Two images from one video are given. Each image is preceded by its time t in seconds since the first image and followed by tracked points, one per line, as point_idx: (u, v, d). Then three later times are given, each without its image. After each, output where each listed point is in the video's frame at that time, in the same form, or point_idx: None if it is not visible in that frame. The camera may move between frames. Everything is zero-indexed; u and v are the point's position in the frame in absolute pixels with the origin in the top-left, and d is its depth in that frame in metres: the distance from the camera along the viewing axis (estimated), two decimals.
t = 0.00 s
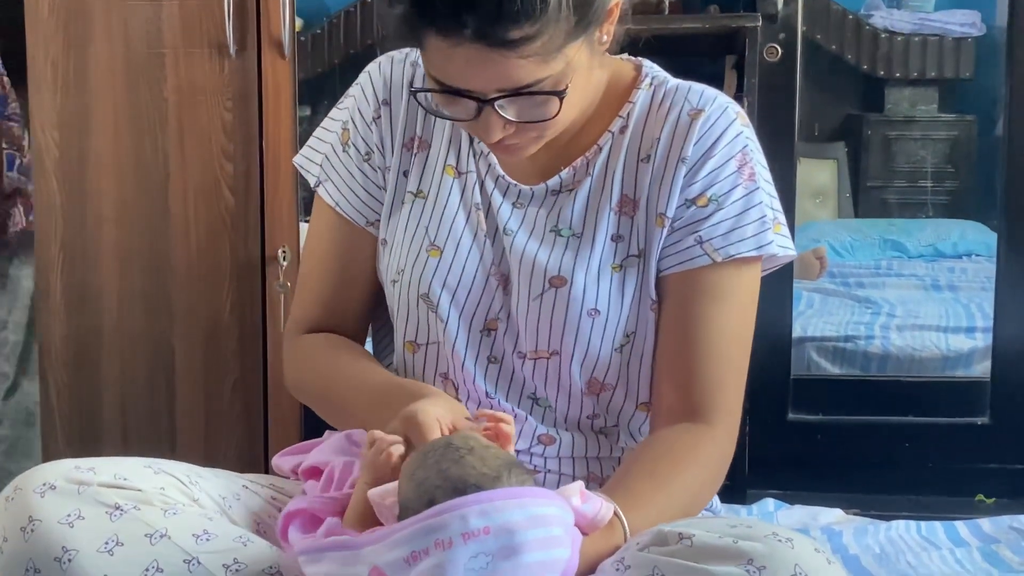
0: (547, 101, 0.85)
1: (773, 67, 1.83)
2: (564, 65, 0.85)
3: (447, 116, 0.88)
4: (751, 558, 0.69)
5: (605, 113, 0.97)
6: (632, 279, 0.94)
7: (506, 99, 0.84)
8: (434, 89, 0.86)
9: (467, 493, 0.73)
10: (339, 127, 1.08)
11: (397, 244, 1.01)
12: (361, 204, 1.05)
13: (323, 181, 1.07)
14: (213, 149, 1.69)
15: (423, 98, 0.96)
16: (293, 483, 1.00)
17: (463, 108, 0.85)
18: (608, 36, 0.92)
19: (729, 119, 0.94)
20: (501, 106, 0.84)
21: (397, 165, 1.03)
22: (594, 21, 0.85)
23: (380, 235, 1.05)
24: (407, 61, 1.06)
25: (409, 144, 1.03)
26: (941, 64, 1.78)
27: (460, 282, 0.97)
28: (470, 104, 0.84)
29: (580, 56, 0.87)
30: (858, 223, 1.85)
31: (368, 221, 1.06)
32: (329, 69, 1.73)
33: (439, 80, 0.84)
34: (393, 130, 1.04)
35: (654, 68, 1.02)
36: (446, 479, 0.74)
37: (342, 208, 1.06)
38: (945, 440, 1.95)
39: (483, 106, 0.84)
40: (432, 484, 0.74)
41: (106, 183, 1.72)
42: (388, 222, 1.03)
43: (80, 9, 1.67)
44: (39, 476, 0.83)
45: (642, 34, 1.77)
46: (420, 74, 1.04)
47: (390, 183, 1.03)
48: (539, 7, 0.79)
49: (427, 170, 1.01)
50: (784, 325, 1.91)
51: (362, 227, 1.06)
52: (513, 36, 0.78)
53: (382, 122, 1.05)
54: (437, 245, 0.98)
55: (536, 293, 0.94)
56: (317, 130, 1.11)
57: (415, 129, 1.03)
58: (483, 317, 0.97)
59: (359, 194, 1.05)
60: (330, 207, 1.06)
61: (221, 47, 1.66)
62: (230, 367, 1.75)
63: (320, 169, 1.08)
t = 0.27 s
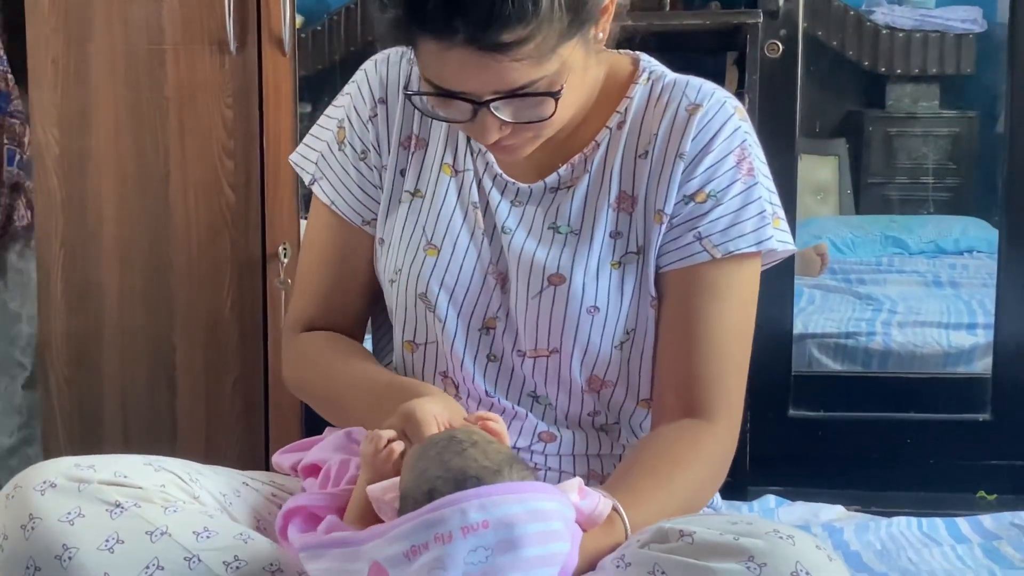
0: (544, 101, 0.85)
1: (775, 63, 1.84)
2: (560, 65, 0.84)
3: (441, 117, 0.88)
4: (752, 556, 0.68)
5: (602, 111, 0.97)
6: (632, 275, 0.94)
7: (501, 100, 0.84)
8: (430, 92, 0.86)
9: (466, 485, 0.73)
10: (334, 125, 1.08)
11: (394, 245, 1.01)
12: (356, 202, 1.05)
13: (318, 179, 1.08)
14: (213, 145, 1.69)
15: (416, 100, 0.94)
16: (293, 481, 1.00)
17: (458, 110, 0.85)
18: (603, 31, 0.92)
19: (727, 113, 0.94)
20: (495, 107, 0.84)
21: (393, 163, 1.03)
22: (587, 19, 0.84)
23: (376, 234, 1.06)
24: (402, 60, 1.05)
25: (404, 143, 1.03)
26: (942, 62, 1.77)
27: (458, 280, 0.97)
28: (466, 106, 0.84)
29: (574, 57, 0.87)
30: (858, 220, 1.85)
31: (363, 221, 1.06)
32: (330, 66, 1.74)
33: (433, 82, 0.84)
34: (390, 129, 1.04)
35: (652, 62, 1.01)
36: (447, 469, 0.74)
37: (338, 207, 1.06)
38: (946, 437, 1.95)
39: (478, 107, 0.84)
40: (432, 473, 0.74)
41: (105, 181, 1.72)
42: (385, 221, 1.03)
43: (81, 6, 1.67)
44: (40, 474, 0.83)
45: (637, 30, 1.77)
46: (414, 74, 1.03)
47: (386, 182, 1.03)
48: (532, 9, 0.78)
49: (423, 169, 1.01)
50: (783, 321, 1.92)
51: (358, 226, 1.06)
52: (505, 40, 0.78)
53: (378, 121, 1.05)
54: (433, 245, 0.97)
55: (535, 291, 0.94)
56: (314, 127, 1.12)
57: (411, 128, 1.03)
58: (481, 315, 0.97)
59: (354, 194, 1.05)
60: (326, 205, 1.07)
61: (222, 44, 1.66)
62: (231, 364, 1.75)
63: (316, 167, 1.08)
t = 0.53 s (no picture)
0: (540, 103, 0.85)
1: (776, 61, 1.84)
2: (558, 69, 0.84)
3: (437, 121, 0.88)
4: (751, 553, 0.68)
5: (597, 110, 0.97)
6: (630, 272, 0.93)
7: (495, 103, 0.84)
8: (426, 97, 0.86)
9: (461, 484, 0.73)
10: (329, 124, 1.09)
11: (390, 246, 1.01)
12: (348, 203, 1.06)
13: (310, 177, 1.08)
14: (214, 144, 1.69)
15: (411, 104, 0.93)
16: (293, 478, 1.00)
17: (455, 114, 0.85)
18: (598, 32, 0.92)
19: (723, 110, 0.94)
20: (491, 110, 0.84)
21: (387, 165, 1.03)
22: (585, 22, 0.84)
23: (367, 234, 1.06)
24: (397, 63, 1.05)
25: (398, 145, 1.03)
26: (944, 60, 1.77)
27: (456, 280, 0.97)
28: (461, 110, 0.85)
29: (570, 63, 0.86)
30: (861, 217, 1.85)
31: (354, 221, 1.06)
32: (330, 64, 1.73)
33: (429, 87, 0.84)
34: (384, 130, 1.04)
35: (649, 58, 1.01)
36: (439, 469, 0.74)
37: (330, 206, 1.07)
38: (947, 435, 1.95)
39: (473, 111, 0.84)
40: (424, 474, 0.74)
41: (106, 179, 1.73)
42: (379, 222, 1.03)
43: (82, 4, 1.67)
44: (40, 472, 0.83)
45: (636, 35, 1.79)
46: (410, 77, 1.03)
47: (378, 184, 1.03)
48: (528, 15, 0.77)
49: (417, 169, 1.01)
50: (785, 320, 1.92)
51: (349, 226, 1.07)
52: (501, 48, 0.78)
53: (371, 123, 1.05)
54: (429, 245, 0.98)
55: (532, 290, 0.94)
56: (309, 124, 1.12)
57: (405, 129, 1.03)
58: (479, 315, 0.97)
59: (347, 194, 1.06)
60: (318, 204, 1.07)
61: (223, 43, 1.66)
62: (232, 362, 1.75)
63: (308, 164, 1.09)
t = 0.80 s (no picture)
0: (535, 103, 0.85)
1: (777, 59, 1.83)
2: (549, 67, 0.84)
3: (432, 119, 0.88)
4: (754, 552, 0.68)
5: (596, 107, 0.97)
6: (631, 270, 0.94)
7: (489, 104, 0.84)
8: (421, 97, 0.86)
9: (465, 481, 0.73)
10: (328, 127, 1.09)
11: (392, 247, 1.01)
12: (351, 205, 1.06)
13: (313, 182, 1.08)
14: (216, 142, 1.69)
15: (409, 105, 0.94)
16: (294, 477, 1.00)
17: (450, 114, 0.85)
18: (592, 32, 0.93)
19: (722, 105, 0.94)
20: (485, 110, 0.84)
21: (388, 165, 1.03)
22: (576, 21, 0.84)
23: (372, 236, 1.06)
24: (394, 63, 1.05)
25: (399, 145, 1.03)
26: (945, 58, 1.77)
27: (458, 279, 0.97)
28: (456, 110, 0.85)
29: (563, 57, 0.87)
30: (863, 216, 1.85)
31: (359, 223, 1.06)
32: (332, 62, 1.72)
33: (423, 88, 0.84)
34: (384, 131, 1.04)
35: (646, 55, 1.01)
36: (443, 467, 0.74)
37: (334, 209, 1.06)
38: (948, 433, 1.95)
39: (468, 111, 0.84)
40: (429, 472, 0.74)
41: (108, 179, 1.73)
42: (383, 223, 1.03)
43: (83, 3, 1.67)
44: (42, 472, 0.83)
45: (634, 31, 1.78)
46: (406, 77, 1.03)
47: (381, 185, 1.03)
48: (518, 13, 0.77)
49: (418, 169, 1.01)
50: (786, 320, 1.92)
51: (355, 228, 1.07)
52: (492, 47, 0.78)
53: (372, 124, 1.05)
54: (431, 246, 0.97)
55: (534, 289, 0.94)
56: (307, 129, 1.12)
57: (405, 129, 1.03)
58: (481, 314, 0.97)
59: (351, 197, 1.05)
60: (322, 209, 1.07)
61: (225, 42, 1.66)
62: (233, 361, 1.75)
63: (311, 169, 1.09)
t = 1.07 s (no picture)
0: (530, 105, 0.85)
1: (779, 59, 1.83)
2: (543, 69, 0.84)
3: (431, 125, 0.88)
4: (755, 552, 0.68)
5: (595, 108, 0.97)
6: (630, 271, 0.94)
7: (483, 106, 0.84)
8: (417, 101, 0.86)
9: (466, 480, 0.73)
10: (328, 131, 1.08)
11: (391, 249, 1.01)
12: (351, 207, 1.06)
13: (314, 185, 1.08)
14: (217, 142, 1.69)
15: (405, 109, 0.94)
16: (296, 478, 1.00)
17: (445, 117, 0.86)
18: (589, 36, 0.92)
19: (720, 105, 0.94)
20: (479, 112, 0.84)
21: (387, 168, 1.02)
22: (570, 22, 0.84)
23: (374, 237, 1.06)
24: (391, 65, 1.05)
25: (398, 147, 1.03)
26: (947, 58, 1.78)
27: (458, 281, 0.97)
28: (452, 113, 0.85)
29: (557, 61, 0.86)
30: (864, 216, 1.85)
31: (360, 226, 1.06)
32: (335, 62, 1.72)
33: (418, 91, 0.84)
34: (383, 133, 1.04)
35: (644, 55, 1.01)
36: (445, 467, 0.74)
37: (335, 214, 1.06)
38: (950, 433, 1.95)
39: (462, 113, 0.84)
40: (431, 472, 0.74)
41: (109, 179, 1.73)
42: (382, 225, 1.03)
43: (84, 3, 1.67)
44: (43, 473, 0.83)
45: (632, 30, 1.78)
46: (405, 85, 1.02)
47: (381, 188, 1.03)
48: (511, 16, 0.77)
49: (417, 171, 1.01)
50: (787, 320, 1.92)
51: (356, 231, 1.07)
52: (484, 49, 0.78)
53: (371, 127, 1.05)
54: (431, 248, 0.98)
55: (533, 291, 0.94)
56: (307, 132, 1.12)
57: (404, 131, 1.02)
58: (481, 316, 0.97)
59: (351, 200, 1.06)
60: (323, 212, 1.07)
61: (225, 42, 1.66)
62: (235, 361, 1.75)
63: (311, 173, 1.08)
